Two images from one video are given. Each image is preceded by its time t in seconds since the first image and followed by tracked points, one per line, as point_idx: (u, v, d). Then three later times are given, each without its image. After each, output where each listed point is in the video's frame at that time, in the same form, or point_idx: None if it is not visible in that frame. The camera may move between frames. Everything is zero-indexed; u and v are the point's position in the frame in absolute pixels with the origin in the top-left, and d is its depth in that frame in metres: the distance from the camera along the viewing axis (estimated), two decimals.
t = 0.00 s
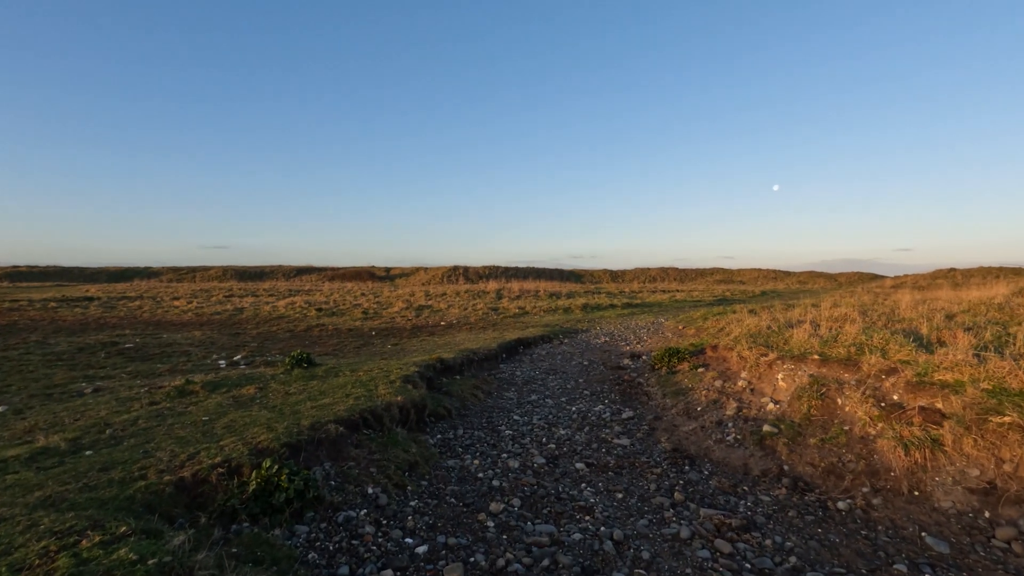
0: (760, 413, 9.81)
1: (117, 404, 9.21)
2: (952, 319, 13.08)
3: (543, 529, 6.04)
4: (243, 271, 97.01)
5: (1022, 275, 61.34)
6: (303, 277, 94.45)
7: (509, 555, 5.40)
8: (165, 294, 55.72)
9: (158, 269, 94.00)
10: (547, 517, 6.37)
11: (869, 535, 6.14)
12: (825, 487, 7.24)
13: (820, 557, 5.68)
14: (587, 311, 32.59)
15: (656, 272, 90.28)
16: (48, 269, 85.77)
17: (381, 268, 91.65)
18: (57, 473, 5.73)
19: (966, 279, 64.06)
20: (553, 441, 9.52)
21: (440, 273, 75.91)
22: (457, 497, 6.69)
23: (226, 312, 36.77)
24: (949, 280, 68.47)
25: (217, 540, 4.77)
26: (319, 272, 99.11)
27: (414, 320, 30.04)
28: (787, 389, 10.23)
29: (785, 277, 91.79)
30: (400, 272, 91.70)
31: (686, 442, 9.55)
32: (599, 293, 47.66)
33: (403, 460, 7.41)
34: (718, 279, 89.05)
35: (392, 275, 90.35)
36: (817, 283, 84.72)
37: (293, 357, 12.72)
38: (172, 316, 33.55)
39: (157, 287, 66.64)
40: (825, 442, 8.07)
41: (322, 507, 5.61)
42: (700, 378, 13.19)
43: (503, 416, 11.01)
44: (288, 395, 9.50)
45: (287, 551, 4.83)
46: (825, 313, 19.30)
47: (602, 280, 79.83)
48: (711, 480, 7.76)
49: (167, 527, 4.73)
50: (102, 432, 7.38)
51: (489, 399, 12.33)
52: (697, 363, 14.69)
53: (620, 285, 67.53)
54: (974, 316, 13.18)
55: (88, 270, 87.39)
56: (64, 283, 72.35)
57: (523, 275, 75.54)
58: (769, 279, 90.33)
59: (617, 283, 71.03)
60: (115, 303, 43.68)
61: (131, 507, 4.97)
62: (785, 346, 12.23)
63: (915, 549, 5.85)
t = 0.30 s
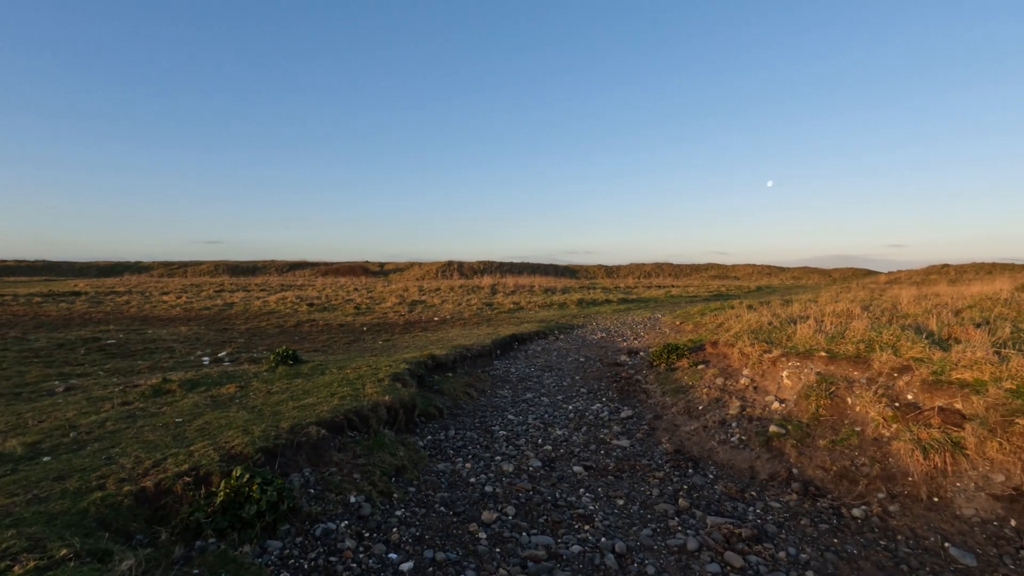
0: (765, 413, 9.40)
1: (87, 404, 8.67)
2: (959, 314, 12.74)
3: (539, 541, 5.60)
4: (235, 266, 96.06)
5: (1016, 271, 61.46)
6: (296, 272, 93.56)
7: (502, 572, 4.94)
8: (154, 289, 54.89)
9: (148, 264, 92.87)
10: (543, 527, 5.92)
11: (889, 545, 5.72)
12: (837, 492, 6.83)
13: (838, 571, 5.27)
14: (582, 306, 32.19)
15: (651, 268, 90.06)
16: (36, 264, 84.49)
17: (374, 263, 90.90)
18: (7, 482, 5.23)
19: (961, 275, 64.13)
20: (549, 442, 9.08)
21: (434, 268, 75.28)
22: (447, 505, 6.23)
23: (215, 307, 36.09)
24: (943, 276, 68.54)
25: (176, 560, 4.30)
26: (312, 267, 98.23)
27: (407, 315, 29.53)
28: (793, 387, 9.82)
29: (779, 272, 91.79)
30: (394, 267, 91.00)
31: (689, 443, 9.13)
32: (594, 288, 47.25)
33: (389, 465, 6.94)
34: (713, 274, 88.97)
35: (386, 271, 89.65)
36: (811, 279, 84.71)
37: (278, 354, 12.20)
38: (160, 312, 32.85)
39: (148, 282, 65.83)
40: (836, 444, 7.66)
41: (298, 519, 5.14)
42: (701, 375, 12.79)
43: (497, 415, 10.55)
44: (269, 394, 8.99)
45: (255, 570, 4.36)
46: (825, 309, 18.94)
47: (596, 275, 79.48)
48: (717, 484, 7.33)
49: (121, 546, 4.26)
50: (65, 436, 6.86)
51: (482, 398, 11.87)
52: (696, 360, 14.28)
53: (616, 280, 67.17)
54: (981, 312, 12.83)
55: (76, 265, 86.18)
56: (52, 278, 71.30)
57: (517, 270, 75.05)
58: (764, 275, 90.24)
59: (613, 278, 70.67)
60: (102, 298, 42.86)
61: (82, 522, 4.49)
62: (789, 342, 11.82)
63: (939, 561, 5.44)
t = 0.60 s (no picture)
0: (766, 419, 8.97)
1: (41, 413, 8.02)
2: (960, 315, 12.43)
3: (529, 567, 5.10)
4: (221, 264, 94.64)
5: (1003, 271, 61.93)
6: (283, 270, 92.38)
7: None
8: (137, 288, 53.64)
9: (131, 262, 91.18)
10: (534, 550, 5.43)
11: (907, 568, 5.29)
12: (847, 507, 6.40)
13: None
14: (573, 306, 31.77)
15: (641, 267, 89.95)
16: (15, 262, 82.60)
17: (363, 262, 89.96)
18: None
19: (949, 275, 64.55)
20: (540, 452, 8.57)
21: (424, 267, 74.54)
22: (429, 526, 5.72)
23: (197, 307, 35.19)
24: (930, 275, 69.01)
25: None
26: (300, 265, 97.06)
27: (394, 314, 28.90)
28: (795, 392, 9.41)
29: (768, 271, 92.14)
30: (383, 265, 90.12)
31: (686, 452, 8.69)
32: (585, 287, 46.88)
33: (367, 480, 6.41)
34: (703, 273, 89.03)
35: (375, 269, 88.75)
36: (801, 277, 85.03)
37: (255, 357, 11.58)
38: (139, 311, 31.91)
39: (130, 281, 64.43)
40: (843, 454, 7.24)
41: (260, 549, 4.61)
42: (696, 378, 12.36)
43: (484, 422, 10.04)
44: (241, 402, 8.40)
45: None
46: (819, 309, 18.65)
47: (587, 274, 79.18)
48: (719, 498, 6.89)
49: None
50: (8, 451, 6.24)
51: (469, 403, 11.33)
52: (691, 362, 13.86)
53: (606, 279, 66.85)
54: (981, 313, 12.54)
55: (57, 263, 84.37)
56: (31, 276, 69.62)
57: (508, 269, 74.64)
58: (754, 274, 90.44)
59: (604, 277, 70.35)
60: (81, 297, 41.73)
61: (7, 559, 3.92)
62: (787, 343, 11.43)
63: None
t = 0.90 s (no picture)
0: (765, 426, 8.63)
1: None
2: (955, 317, 12.23)
3: None
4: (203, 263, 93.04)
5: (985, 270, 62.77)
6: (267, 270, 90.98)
7: None
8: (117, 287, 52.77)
9: (110, 261, 89.24)
10: None
11: None
12: (856, 522, 6.05)
13: None
14: (562, 306, 31.43)
15: (628, 266, 90.03)
16: None
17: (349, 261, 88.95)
18: None
19: (931, 275, 65.37)
20: (531, 463, 8.13)
21: (410, 266, 73.82)
22: (412, 550, 5.26)
23: (176, 307, 34.26)
24: (913, 275, 69.87)
25: None
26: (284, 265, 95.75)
27: (379, 315, 28.34)
28: (794, 397, 9.10)
29: (754, 271, 92.75)
30: (369, 265, 89.14)
31: (683, 461, 8.32)
32: (573, 287, 46.62)
33: (345, 498, 5.93)
34: (690, 273, 89.34)
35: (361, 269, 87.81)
36: (786, 277, 85.66)
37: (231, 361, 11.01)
38: (116, 312, 30.94)
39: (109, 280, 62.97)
40: (849, 464, 6.90)
41: None
42: (690, 382, 12.02)
43: (472, 429, 9.59)
44: (211, 411, 7.86)
45: None
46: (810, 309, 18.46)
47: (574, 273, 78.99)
48: (720, 512, 6.51)
49: None
50: None
51: (456, 409, 10.85)
52: (684, 364, 13.53)
53: (594, 279, 66.69)
54: (977, 314, 12.36)
55: (33, 262, 82.26)
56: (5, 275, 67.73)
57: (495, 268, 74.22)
58: (740, 273, 90.98)
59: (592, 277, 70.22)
60: (55, 297, 40.54)
61: None
62: (784, 346, 11.14)
63: None
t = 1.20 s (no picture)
0: (770, 436, 8.26)
1: None
2: (956, 319, 12.00)
3: None
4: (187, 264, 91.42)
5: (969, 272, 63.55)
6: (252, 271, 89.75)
7: None
8: (98, 288, 53.26)
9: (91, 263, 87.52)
10: None
11: None
12: (874, 542, 5.66)
13: None
14: (552, 308, 31.04)
15: (617, 268, 90.03)
16: None
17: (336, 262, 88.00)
18: None
19: (917, 276, 66.10)
20: (525, 477, 7.66)
21: (398, 268, 73.10)
22: None
23: (156, 309, 33.36)
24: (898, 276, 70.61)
25: None
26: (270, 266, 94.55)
27: (366, 318, 27.73)
28: (799, 405, 8.74)
29: (742, 273, 93.24)
30: (356, 266, 88.30)
31: (686, 473, 7.90)
32: (563, 289, 46.30)
33: (324, 522, 5.42)
34: (678, 274, 89.54)
35: (348, 270, 86.85)
36: (773, 279, 86.10)
37: (207, 369, 10.42)
38: (93, 314, 30.01)
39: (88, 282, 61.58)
40: (862, 478, 6.53)
41: None
42: (687, 388, 11.63)
43: (462, 440, 9.11)
44: (182, 425, 7.30)
45: None
46: (805, 312, 18.23)
47: (563, 275, 78.77)
48: (728, 531, 6.10)
49: None
50: None
51: (445, 418, 10.34)
52: (680, 369, 13.15)
53: (584, 281, 66.47)
54: (977, 317, 12.13)
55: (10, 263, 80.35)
56: None
57: (484, 270, 73.77)
58: (728, 275, 91.35)
59: (581, 279, 70.01)
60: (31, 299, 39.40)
61: None
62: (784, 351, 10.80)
63: None
